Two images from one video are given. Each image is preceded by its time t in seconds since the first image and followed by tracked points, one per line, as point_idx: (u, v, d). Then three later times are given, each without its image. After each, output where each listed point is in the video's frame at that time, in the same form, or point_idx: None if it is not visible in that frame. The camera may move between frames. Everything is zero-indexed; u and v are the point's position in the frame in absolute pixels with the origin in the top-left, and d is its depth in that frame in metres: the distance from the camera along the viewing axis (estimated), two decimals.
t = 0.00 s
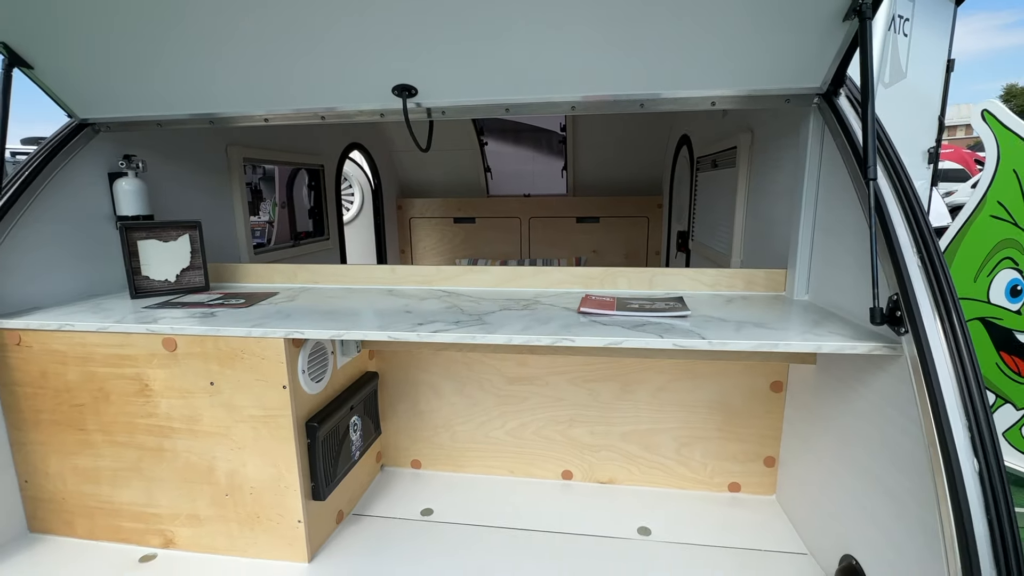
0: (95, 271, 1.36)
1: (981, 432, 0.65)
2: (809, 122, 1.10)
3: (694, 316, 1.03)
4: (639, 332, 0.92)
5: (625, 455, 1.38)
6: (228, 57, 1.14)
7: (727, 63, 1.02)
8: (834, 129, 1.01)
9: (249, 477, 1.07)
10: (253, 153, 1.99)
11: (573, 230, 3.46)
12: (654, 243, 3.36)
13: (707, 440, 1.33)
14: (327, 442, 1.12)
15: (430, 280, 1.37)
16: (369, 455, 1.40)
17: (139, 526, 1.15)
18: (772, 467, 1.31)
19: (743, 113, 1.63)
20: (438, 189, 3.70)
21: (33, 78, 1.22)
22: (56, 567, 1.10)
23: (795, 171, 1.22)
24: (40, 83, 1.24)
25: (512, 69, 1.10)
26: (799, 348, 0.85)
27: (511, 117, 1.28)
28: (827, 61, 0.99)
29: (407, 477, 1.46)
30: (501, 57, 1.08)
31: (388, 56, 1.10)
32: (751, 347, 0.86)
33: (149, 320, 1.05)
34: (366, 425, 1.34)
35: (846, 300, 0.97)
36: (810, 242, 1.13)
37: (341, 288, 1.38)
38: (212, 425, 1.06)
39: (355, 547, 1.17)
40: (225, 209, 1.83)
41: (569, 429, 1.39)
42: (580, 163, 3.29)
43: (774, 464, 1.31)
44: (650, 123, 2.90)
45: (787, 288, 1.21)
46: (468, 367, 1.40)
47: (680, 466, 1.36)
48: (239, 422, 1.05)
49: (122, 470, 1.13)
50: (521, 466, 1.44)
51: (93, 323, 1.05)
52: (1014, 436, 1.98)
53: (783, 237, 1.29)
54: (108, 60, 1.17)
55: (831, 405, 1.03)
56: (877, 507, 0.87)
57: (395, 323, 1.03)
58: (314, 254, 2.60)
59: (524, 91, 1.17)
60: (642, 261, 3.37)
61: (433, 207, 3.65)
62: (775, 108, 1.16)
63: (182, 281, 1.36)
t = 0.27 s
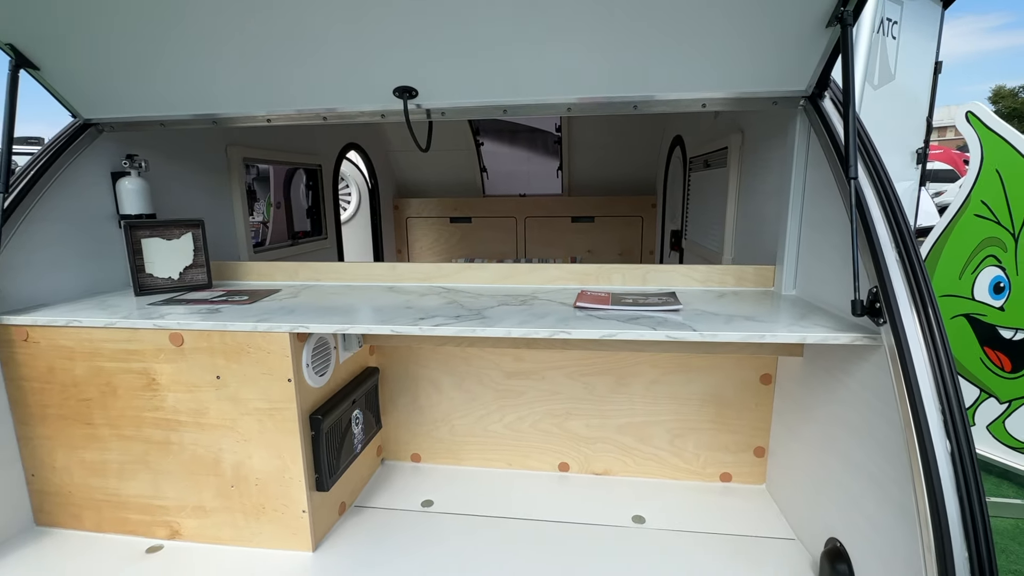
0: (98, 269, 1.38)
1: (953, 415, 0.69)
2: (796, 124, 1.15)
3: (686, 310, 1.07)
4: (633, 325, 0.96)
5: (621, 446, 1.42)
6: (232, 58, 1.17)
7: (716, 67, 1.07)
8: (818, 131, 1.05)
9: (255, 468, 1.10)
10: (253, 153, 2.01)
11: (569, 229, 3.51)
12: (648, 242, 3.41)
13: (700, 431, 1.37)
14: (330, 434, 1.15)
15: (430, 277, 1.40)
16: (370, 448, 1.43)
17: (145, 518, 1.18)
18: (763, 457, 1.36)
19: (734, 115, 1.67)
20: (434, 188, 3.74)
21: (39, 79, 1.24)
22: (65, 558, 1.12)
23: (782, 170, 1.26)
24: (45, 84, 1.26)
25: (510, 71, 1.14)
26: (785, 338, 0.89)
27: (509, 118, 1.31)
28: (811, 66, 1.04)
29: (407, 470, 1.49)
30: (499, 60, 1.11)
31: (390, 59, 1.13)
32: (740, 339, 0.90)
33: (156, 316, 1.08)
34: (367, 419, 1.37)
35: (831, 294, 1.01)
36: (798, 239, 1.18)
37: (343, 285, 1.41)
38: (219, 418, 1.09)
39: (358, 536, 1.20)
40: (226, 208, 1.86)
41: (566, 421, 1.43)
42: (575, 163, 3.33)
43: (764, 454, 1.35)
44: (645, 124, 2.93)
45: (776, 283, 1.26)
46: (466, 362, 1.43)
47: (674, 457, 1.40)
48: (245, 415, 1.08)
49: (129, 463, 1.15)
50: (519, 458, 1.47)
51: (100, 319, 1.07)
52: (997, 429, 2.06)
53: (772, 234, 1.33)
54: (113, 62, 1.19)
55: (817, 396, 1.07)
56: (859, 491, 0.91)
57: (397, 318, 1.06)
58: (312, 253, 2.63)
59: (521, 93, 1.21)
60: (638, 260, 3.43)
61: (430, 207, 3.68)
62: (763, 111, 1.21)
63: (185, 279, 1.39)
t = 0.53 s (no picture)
0: (100, 268, 1.39)
1: (934, 403, 0.72)
2: (787, 125, 1.18)
3: (681, 306, 1.10)
4: (630, 320, 0.99)
5: (617, 440, 1.45)
6: (235, 59, 1.19)
7: (708, 70, 1.11)
8: (807, 131, 1.09)
9: (259, 463, 1.12)
10: (251, 153, 2.02)
11: (564, 229, 3.54)
12: (643, 241, 3.45)
13: (694, 425, 1.40)
14: (333, 429, 1.17)
15: (429, 275, 1.43)
16: (371, 444, 1.45)
17: (149, 513, 1.19)
18: (754, 450, 1.39)
19: (726, 116, 1.71)
20: (430, 189, 3.76)
21: (43, 80, 1.26)
22: (70, 553, 1.14)
23: (773, 170, 1.30)
24: (49, 85, 1.27)
25: (508, 74, 1.17)
26: (775, 331, 0.92)
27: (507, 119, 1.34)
28: (800, 69, 1.07)
29: (407, 465, 1.51)
30: (497, 63, 1.14)
31: (391, 61, 1.16)
32: (732, 332, 0.93)
33: (160, 314, 1.09)
34: (368, 415, 1.40)
35: (820, 289, 1.05)
36: (788, 236, 1.22)
37: (344, 283, 1.43)
38: (223, 413, 1.11)
39: (360, 529, 1.22)
40: (225, 208, 1.87)
41: (563, 416, 1.45)
42: (570, 164, 3.36)
43: (756, 446, 1.39)
44: (639, 125, 2.96)
45: (768, 280, 1.30)
46: (465, 359, 1.46)
47: (669, 451, 1.43)
48: (249, 410, 1.10)
49: (133, 459, 1.17)
50: (516, 453, 1.50)
51: (105, 317, 1.08)
52: (984, 424, 2.09)
53: (763, 232, 1.37)
54: (117, 64, 1.21)
55: (807, 388, 1.10)
56: (846, 479, 0.94)
57: (399, 314, 1.09)
58: (310, 253, 2.64)
59: (519, 95, 1.24)
60: (633, 259, 3.48)
61: (426, 207, 3.70)
62: (754, 112, 1.25)
63: (187, 278, 1.40)
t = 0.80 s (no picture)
0: (101, 267, 1.40)
1: (918, 397, 0.75)
2: (779, 127, 1.22)
3: (675, 304, 1.13)
4: (626, 317, 1.02)
5: (613, 436, 1.48)
6: (237, 62, 1.20)
7: (701, 74, 1.14)
8: (797, 134, 1.13)
9: (262, 458, 1.14)
10: (249, 153, 2.03)
11: (559, 228, 3.57)
12: (637, 241, 3.49)
13: (689, 420, 1.43)
14: (335, 425, 1.19)
15: (429, 274, 1.45)
16: (371, 440, 1.47)
17: (152, 509, 1.21)
18: (747, 444, 1.42)
19: (719, 118, 1.74)
20: (426, 189, 3.77)
21: (45, 82, 1.27)
22: (73, 549, 1.15)
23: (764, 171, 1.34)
24: (51, 86, 1.28)
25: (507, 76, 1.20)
26: (767, 327, 0.95)
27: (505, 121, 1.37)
28: (790, 75, 1.11)
29: (406, 462, 1.53)
30: (496, 66, 1.17)
31: (391, 64, 1.18)
32: (725, 328, 0.96)
33: (164, 312, 1.11)
34: (369, 411, 1.42)
35: (811, 286, 1.09)
36: (779, 236, 1.26)
37: (344, 282, 1.45)
38: (227, 410, 1.13)
39: (362, 524, 1.24)
40: (223, 208, 1.88)
41: (560, 413, 1.48)
42: (565, 164, 3.39)
43: (749, 441, 1.42)
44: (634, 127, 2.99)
45: (759, 278, 1.34)
46: (464, 357, 1.48)
47: (664, 445, 1.46)
48: (252, 406, 1.12)
49: (136, 456, 1.18)
50: (514, 449, 1.52)
51: (109, 315, 1.10)
52: (970, 419, 2.15)
53: (755, 232, 1.41)
54: (120, 65, 1.22)
55: (797, 383, 1.14)
56: (835, 469, 0.97)
57: (401, 312, 1.11)
58: (306, 253, 2.66)
59: (517, 98, 1.27)
60: (628, 257, 3.49)
61: (422, 207, 3.72)
62: (746, 115, 1.28)
63: (188, 277, 1.42)
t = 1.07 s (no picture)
0: (101, 267, 1.41)
1: (906, 392, 0.77)
2: (772, 129, 1.25)
3: (672, 302, 1.15)
4: (625, 316, 1.04)
5: (610, 432, 1.50)
6: (238, 64, 1.21)
7: (696, 78, 1.16)
8: (789, 136, 1.15)
9: (265, 456, 1.15)
10: (246, 153, 2.03)
11: (555, 228, 3.59)
12: (632, 240, 3.52)
13: (685, 417, 1.46)
14: (337, 423, 1.21)
15: (428, 274, 1.46)
16: (371, 438, 1.48)
17: (155, 507, 1.22)
18: (741, 440, 1.45)
19: (713, 119, 1.77)
20: (422, 188, 3.78)
21: (45, 82, 1.27)
22: (76, 548, 1.15)
23: (758, 171, 1.37)
24: (52, 87, 1.28)
25: (506, 79, 1.21)
26: (760, 325, 0.98)
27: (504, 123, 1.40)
28: (782, 80, 1.14)
29: (406, 459, 1.55)
30: (495, 69, 1.19)
31: (392, 66, 1.19)
32: (721, 326, 0.98)
33: (166, 312, 1.12)
34: (369, 410, 1.43)
35: (803, 285, 1.12)
36: (772, 235, 1.29)
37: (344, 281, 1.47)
38: (230, 408, 1.14)
39: (364, 520, 1.25)
40: (222, 208, 1.89)
41: (558, 410, 1.50)
42: (561, 164, 3.41)
43: (743, 436, 1.45)
44: (629, 128, 3.01)
45: (753, 277, 1.37)
46: (463, 355, 1.50)
47: (660, 441, 1.49)
48: (255, 405, 1.13)
49: (139, 455, 1.19)
50: (513, 446, 1.54)
51: (112, 315, 1.11)
52: (959, 414, 2.19)
53: (748, 232, 1.44)
54: (121, 66, 1.22)
55: (790, 379, 1.16)
56: (826, 463, 1.00)
57: (403, 310, 1.13)
58: (303, 253, 2.67)
59: (516, 100, 1.29)
60: (623, 257, 3.54)
61: (418, 207, 3.73)
62: (740, 117, 1.31)
63: (188, 277, 1.43)
